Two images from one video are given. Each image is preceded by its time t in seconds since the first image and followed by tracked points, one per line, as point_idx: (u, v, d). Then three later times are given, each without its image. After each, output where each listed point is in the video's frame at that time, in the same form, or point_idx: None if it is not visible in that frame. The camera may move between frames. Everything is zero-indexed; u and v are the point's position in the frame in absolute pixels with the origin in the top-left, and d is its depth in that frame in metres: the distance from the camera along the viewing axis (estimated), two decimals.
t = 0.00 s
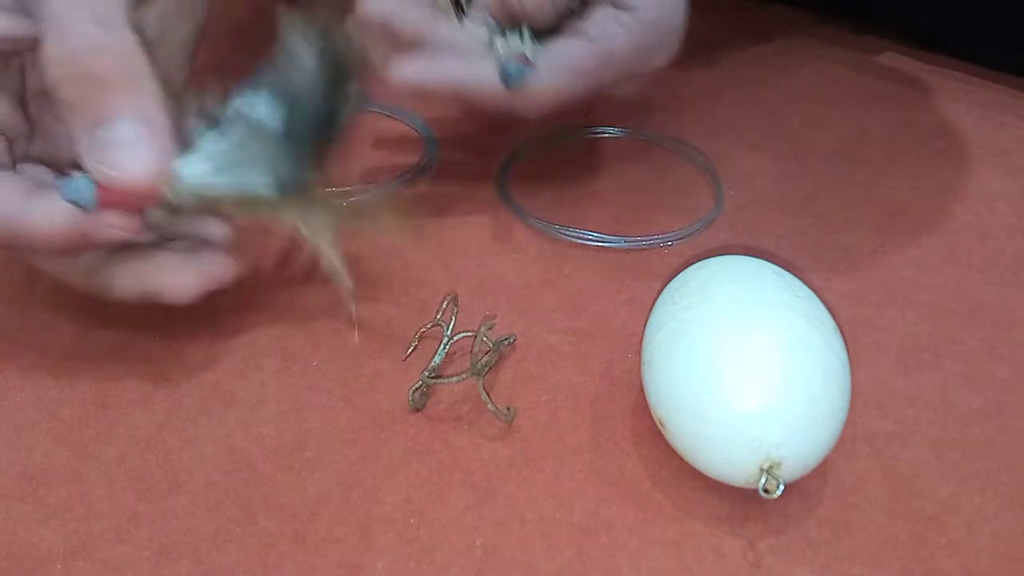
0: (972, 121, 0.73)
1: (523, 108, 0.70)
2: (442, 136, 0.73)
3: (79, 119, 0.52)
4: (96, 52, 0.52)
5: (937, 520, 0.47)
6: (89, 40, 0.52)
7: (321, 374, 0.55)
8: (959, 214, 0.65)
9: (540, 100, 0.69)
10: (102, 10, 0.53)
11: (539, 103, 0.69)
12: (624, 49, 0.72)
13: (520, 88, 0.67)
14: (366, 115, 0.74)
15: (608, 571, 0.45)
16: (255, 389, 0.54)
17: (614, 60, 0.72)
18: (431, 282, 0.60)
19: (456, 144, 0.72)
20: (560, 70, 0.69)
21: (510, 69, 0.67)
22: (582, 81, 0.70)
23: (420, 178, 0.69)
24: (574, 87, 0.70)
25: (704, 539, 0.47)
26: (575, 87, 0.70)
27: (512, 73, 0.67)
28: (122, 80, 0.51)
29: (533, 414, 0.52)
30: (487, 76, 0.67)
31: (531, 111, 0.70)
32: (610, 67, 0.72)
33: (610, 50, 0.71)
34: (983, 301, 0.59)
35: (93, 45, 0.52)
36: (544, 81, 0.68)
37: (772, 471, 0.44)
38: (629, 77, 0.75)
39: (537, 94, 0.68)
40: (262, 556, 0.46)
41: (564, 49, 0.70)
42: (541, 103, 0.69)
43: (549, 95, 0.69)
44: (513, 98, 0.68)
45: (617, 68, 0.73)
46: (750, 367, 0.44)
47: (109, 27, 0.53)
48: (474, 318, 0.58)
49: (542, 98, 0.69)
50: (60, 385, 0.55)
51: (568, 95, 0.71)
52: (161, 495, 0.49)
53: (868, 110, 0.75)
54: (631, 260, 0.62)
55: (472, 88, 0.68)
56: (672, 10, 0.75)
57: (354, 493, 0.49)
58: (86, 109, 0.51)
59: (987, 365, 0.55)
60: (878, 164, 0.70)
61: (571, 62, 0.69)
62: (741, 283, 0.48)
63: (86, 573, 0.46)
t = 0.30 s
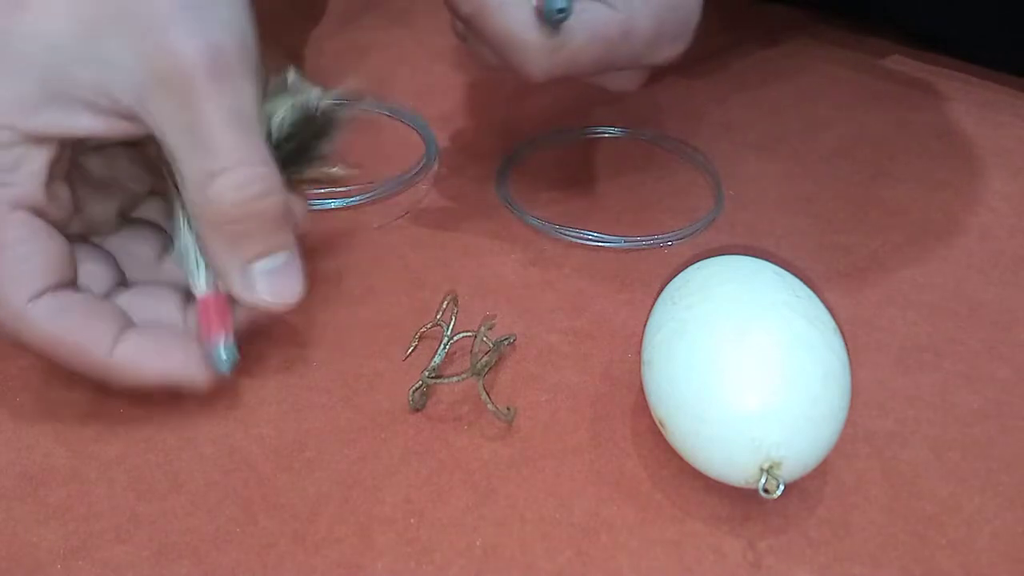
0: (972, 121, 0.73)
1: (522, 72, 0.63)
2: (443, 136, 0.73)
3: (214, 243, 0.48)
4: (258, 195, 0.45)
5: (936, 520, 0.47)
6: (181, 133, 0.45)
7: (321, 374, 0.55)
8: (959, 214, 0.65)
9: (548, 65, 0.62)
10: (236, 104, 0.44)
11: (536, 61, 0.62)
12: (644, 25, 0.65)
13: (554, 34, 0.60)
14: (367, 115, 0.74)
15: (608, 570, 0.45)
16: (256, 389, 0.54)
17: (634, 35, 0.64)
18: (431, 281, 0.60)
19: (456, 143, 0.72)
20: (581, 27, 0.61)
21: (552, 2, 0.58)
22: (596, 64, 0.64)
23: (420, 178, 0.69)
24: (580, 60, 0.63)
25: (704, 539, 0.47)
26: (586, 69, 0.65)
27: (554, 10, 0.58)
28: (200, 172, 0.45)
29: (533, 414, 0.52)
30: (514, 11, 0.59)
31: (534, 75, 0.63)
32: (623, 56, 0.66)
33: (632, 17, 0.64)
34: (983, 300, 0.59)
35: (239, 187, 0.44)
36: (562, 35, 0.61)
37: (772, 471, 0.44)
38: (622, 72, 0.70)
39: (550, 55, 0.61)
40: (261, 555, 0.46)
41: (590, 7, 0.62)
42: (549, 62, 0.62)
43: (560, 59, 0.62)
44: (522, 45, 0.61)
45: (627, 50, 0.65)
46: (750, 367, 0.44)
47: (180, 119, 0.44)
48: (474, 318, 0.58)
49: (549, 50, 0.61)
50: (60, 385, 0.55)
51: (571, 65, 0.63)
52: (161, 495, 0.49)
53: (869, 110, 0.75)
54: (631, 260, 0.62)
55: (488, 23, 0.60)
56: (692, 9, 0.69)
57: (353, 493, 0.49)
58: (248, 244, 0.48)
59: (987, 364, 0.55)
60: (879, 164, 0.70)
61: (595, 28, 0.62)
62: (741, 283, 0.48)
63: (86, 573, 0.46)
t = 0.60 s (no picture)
0: (971, 120, 0.73)
1: (508, 82, 0.67)
2: (442, 136, 0.73)
3: (324, 80, 0.49)
4: (367, 40, 0.48)
5: (936, 520, 0.47)
6: None
7: (321, 374, 0.55)
8: (960, 213, 0.65)
9: (529, 75, 0.66)
10: None
11: (517, 71, 0.66)
12: (626, 31, 0.69)
13: (529, 44, 0.64)
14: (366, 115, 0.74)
15: (608, 571, 0.45)
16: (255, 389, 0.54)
17: (617, 39, 0.68)
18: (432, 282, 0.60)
19: (456, 144, 0.72)
20: (557, 39, 0.65)
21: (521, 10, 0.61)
22: (582, 74, 0.68)
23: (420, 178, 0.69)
24: (563, 71, 0.67)
25: (704, 539, 0.47)
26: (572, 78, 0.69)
27: (520, 18, 0.61)
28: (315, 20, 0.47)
29: (533, 414, 0.52)
30: (490, 23, 0.64)
31: (520, 86, 0.67)
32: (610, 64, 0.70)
33: (614, 30, 0.68)
34: (983, 300, 0.59)
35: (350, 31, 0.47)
36: (538, 45, 0.64)
37: (772, 471, 0.44)
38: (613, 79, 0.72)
39: (530, 65, 0.65)
40: (261, 555, 0.46)
41: (567, 19, 0.66)
42: (529, 73, 0.66)
43: (542, 66, 0.66)
44: (501, 56, 0.65)
45: (612, 55, 0.69)
46: (751, 367, 0.44)
47: None
48: (474, 318, 0.58)
49: (527, 61, 0.65)
50: (60, 385, 0.55)
51: (556, 74, 0.67)
52: (161, 495, 0.49)
53: (868, 110, 0.75)
54: (631, 260, 0.62)
55: (469, 31, 0.65)
56: (677, 8, 0.71)
57: (353, 492, 0.49)
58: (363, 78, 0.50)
59: (987, 364, 0.55)
60: (878, 164, 0.70)
61: (573, 38, 0.66)
62: (741, 283, 0.48)
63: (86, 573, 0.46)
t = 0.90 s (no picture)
0: (971, 120, 0.73)
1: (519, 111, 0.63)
2: (442, 137, 0.73)
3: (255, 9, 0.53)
4: None
5: (936, 520, 0.47)
6: None
7: (321, 374, 0.55)
8: (960, 213, 0.65)
9: (545, 103, 0.62)
10: None
11: (530, 98, 0.62)
12: (634, 47, 0.65)
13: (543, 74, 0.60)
14: (366, 115, 0.74)
15: (609, 571, 0.45)
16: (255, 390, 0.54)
17: (626, 56, 0.65)
18: (432, 282, 0.60)
19: (456, 144, 0.72)
20: (572, 64, 0.61)
21: (533, 48, 0.59)
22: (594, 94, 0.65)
23: (421, 178, 0.69)
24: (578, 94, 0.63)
25: (704, 539, 0.47)
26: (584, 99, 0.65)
27: (532, 56, 0.59)
28: None
29: (533, 414, 0.52)
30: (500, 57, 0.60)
31: (533, 113, 0.63)
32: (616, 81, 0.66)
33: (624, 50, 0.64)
34: (983, 300, 0.59)
35: None
36: (550, 73, 0.61)
37: (772, 471, 0.44)
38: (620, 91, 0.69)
39: (543, 92, 0.61)
40: (262, 555, 0.46)
41: (577, 41, 0.62)
42: (545, 98, 0.62)
43: (557, 94, 0.62)
44: (515, 88, 0.61)
45: (619, 72, 0.65)
46: (750, 367, 0.44)
47: None
48: (474, 318, 0.58)
49: (541, 89, 0.61)
50: (60, 385, 0.55)
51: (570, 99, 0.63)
52: (161, 495, 0.49)
53: (868, 110, 0.75)
54: (631, 260, 0.62)
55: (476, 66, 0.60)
56: (682, 18, 0.68)
57: (353, 492, 0.49)
58: (291, 8, 0.53)
59: (986, 364, 0.55)
60: (878, 164, 0.70)
61: (584, 61, 0.62)
62: (742, 283, 0.48)
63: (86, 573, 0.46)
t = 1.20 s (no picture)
0: (970, 120, 0.73)
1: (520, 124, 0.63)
2: (442, 137, 0.73)
3: None
4: None
5: (936, 520, 0.47)
6: None
7: (320, 375, 0.55)
8: (960, 213, 0.65)
9: (545, 115, 0.62)
10: None
11: (530, 112, 0.62)
12: (635, 55, 0.64)
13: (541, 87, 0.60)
14: (366, 115, 0.74)
15: (609, 571, 0.45)
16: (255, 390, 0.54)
17: (626, 65, 0.64)
18: (432, 282, 0.60)
19: (456, 144, 0.72)
20: (569, 75, 0.61)
21: (529, 61, 0.59)
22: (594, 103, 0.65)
23: (421, 178, 0.69)
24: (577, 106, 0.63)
25: (704, 539, 0.47)
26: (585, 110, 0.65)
27: (529, 69, 0.59)
28: None
29: (533, 414, 0.52)
30: (498, 72, 0.60)
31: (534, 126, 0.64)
32: (619, 91, 0.66)
33: (623, 58, 0.64)
34: (982, 300, 0.59)
35: None
36: (547, 85, 0.61)
37: (772, 472, 0.44)
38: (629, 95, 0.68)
39: (542, 104, 0.61)
40: (262, 555, 0.46)
41: (575, 53, 0.62)
42: (545, 111, 0.62)
43: (556, 105, 0.62)
44: (513, 102, 0.61)
45: (621, 80, 0.65)
46: (750, 367, 0.44)
47: None
48: (474, 318, 0.58)
49: (539, 101, 0.61)
50: (60, 385, 0.55)
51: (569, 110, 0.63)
52: (161, 495, 0.49)
53: (868, 110, 0.75)
54: (631, 260, 0.62)
55: (474, 78, 0.60)
56: (681, 22, 0.67)
57: (353, 492, 0.49)
58: None
59: (986, 364, 0.55)
60: (878, 164, 0.70)
61: (582, 72, 0.62)
62: (742, 283, 0.48)
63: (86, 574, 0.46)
